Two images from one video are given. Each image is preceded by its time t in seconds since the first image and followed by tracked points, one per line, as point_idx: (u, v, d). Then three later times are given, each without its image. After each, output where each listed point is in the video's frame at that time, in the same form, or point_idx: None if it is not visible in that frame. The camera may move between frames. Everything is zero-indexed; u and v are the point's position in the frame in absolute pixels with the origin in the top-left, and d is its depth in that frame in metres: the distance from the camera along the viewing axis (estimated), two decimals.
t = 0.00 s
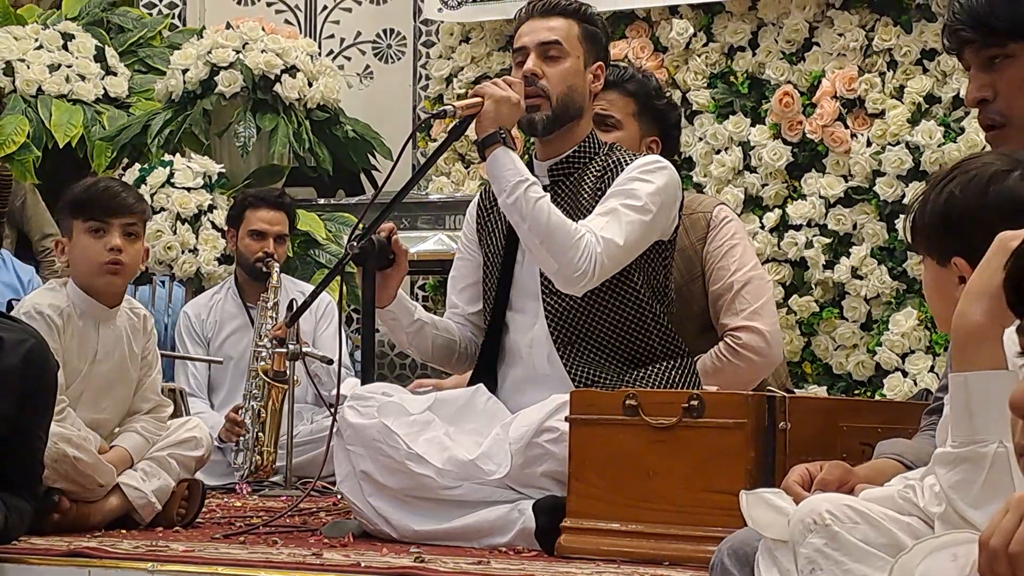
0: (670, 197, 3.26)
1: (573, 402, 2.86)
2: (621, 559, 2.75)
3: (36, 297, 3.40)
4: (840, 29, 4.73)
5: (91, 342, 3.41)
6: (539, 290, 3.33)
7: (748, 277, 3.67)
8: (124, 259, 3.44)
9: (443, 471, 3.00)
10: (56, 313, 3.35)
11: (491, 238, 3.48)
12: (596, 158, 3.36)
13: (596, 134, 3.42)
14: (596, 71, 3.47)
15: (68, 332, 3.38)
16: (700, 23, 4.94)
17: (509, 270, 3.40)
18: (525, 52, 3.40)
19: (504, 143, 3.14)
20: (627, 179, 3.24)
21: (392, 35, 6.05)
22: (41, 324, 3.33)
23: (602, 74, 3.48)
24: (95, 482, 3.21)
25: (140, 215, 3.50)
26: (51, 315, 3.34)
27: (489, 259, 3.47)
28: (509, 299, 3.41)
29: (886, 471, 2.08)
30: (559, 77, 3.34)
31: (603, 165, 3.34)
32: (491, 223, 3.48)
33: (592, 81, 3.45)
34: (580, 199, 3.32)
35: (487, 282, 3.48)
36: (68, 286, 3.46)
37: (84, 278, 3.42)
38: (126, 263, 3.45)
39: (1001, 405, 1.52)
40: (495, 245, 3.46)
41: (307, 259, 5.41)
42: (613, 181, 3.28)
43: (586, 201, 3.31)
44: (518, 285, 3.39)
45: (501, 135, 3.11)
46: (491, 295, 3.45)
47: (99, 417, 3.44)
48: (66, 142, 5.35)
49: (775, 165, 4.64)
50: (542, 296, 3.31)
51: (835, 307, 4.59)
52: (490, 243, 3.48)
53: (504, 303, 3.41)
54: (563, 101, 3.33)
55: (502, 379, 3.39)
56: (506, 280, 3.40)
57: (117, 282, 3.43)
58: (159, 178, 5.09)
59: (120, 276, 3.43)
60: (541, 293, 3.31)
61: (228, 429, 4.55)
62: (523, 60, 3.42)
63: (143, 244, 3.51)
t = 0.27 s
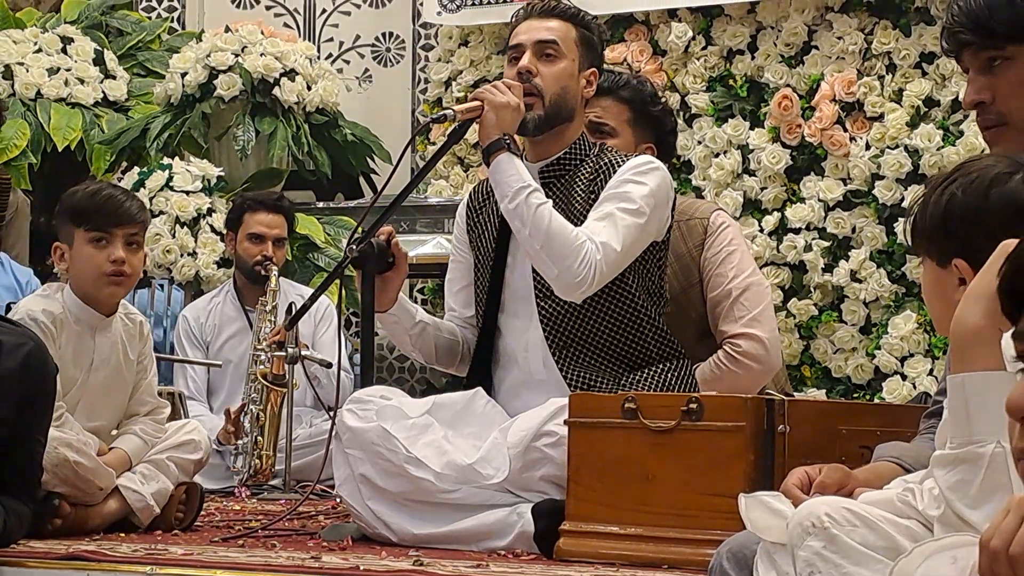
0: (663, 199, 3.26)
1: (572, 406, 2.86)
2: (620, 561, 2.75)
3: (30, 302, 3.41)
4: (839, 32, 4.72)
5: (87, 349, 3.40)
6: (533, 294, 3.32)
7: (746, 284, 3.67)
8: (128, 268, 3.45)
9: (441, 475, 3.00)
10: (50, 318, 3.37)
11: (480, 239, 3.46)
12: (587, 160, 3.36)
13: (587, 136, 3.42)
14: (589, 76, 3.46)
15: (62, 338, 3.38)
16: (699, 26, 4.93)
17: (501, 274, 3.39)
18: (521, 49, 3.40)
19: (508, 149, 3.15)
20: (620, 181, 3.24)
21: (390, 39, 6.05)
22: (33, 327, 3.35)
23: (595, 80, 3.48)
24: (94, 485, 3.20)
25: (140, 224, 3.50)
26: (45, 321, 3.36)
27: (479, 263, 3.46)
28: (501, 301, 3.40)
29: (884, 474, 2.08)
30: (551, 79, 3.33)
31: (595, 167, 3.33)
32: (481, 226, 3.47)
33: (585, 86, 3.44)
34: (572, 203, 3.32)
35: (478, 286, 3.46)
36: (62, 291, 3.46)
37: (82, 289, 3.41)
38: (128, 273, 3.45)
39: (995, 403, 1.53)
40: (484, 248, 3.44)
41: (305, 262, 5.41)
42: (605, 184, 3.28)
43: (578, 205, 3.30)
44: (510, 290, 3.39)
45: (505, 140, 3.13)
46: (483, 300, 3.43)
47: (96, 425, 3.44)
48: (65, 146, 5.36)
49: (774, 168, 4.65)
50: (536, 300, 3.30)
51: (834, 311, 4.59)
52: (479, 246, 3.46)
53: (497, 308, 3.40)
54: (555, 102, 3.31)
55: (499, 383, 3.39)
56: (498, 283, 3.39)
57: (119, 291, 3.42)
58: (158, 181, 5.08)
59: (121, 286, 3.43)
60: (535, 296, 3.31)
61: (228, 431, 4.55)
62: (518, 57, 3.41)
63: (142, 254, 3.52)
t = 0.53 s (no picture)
0: (657, 196, 3.27)
1: (570, 406, 2.85)
2: (618, 563, 2.75)
3: (29, 304, 3.41)
4: (837, 34, 4.71)
5: (85, 351, 3.40)
6: (528, 295, 3.32)
7: (745, 289, 3.67)
8: (126, 272, 3.45)
9: (439, 477, 2.99)
10: (48, 320, 3.37)
11: (473, 241, 3.46)
12: (578, 161, 3.36)
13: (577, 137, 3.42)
14: (580, 79, 3.46)
15: (60, 339, 3.38)
16: (697, 28, 4.93)
17: (495, 275, 3.38)
18: (512, 52, 3.39)
19: (522, 153, 3.15)
20: (615, 181, 3.24)
21: (388, 40, 6.05)
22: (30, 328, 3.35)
23: (585, 82, 3.47)
24: (91, 487, 3.20)
25: (139, 228, 3.51)
26: (44, 323, 3.36)
27: (473, 265, 3.46)
28: (495, 303, 3.40)
29: (882, 476, 2.08)
30: (542, 82, 3.32)
31: (586, 168, 3.33)
32: (473, 228, 3.47)
33: (575, 90, 3.44)
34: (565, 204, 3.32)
35: (473, 289, 3.46)
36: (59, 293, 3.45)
37: (81, 291, 3.41)
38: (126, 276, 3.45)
39: (995, 402, 1.51)
40: (477, 251, 3.44)
41: (303, 264, 5.41)
42: (598, 184, 3.29)
43: (572, 206, 3.30)
44: (504, 292, 3.38)
45: (518, 146, 3.13)
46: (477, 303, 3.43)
47: (93, 430, 3.45)
48: (63, 147, 5.36)
49: (772, 170, 4.64)
50: (531, 302, 3.30)
51: (832, 312, 4.58)
52: (473, 248, 3.46)
53: (491, 311, 3.39)
54: (545, 106, 3.31)
55: (495, 385, 3.38)
56: (492, 286, 3.38)
57: (117, 295, 3.43)
58: (156, 184, 5.07)
59: (121, 290, 3.43)
60: (530, 297, 3.30)
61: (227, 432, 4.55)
62: (509, 59, 3.41)
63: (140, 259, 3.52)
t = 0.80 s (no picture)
0: (656, 200, 3.28)
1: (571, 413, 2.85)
2: (620, 569, 2.76)
3: (31, 310, 3.41)
4: (839, 41, 4.73)
5: (88, 357, 3.41)
6: (528, 301, 3.33)
7: (749, 296, 3.69)
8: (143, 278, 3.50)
9: (442, 484, 3.00)
10: (52, 327, 3.36)
11: (472, 246, 3.47)
12: (578, 165, 3.37)
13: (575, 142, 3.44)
14: (577, 88, 3.48)
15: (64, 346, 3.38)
16: (700, 34, 4.95)
17: (494, 281, 3.39)
18: (510, 61, 3.41)
19: (523, 161, 3.16)
20: (615, 187, 3.25)
21: (391, 46, 6.07)
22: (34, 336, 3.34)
23: (583, 91, 3.49)
24: (95, 492, 3.21)
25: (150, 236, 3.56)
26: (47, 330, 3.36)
27: (472, 271, 3.47)
28: (494, 309, 3.40)
29: (883, 481, 2.09)
30: (540, 92, 3.35)
31: (585, 172, 3.34)
32: (471, 234, 3.48)
33: (573, 98, 3.46)
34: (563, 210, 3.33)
35: (472, 294, 3.47)
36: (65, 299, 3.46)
37: (87, 298, 3.43)
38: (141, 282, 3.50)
39: (992, 413, 1.53)
40: (476, 256, 3.45)
41: (307, 269, 5.42)
42: (597, 189, 3.29)
43: (570, 211, 3.31)
44: (504, 297, 3.39)
45: (520, 154, 3.14)
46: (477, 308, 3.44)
47: (97, 434, 3.44)
48: (66, 153, 5.40)
49: (775, 177, 4.64)
50: (532, 307, 3.31)
51: (834, 318, 4.60)
52: (472, 254, 3.47)
53: (491, 317, 3.40)
54: (543, 115, 3.33)
55: (496, 391, 3.39)
56: (491, 292, 3.39)
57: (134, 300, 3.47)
58: (158, 190, 5.10)
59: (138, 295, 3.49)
60: (530, 303, 3.31)
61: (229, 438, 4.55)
62: (507, 68, 3.43)
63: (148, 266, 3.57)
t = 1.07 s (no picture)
0: (662, 202, 3.29)
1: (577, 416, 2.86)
2: (624, 572, 2.76)
3: (38, 313, 3.40)
4: (843, 42, 4.72)
5: (95, 360, 3.41)
6: (533, 303, 3.33)
7: (765, 300, 3.69)
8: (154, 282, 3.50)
9: (447, 486, 3.00)
10: (58, 329, 3.37)
11: (476, 248, 3.47)
12: (582, 168, 3.38)
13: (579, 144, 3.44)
14: (582, 89, 3.48)
15: (71, 347, 3.39)
16: (703, 36, 4.95)
17: (499, 282, 3.39)
18: (515, 64, 3.41)
19: (527, 163, 3.16)
20: (621, 189, 3.25)
21: (395, 47, 6.07)
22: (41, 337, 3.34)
23: (588, 93, 3.49)
24: (99, 496, 3.21)
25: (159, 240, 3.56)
26: (54, 332, 3.36)
27: (477, 273, 3.46)
28: (499, 311, 3.40)
29: (889, 485, 2.09)
30: (546, 93, 3.34)
31: (590, 174, 3.35)
32: (477, 236, 3.48)
33: (578, 99, 3.46)
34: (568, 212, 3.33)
35: (478, 297, 3.47)
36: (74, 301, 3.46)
37: (95, 300, 3.43)
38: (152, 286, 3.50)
39: (997, 417, 1.53)
40: (480, 258, 3.45)
41: (310, 271, 5.42)
42: (603, 191, 3.30)
43: (576, 213, 3.31)
44: (509, 299, 3.39)
45: (524, 156, 3.14)
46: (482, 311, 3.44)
47: (103, 438, 3.45)
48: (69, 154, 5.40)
49: (779, 177, 4.65)
50: (537, 309, 3.31)
51: (838, 320, 4.59)
52: (476, 256, 3.47)
53: (496, 320, 3.39)
54: (549, 118, 3.33)
55: (502, 393, 3.39)
56: (496, 294, 3.38)
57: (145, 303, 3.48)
58: (163, 191, 5.10)
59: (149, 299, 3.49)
60: (535, 305, 3.31)
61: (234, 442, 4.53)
62: (511, 72, 3.42)
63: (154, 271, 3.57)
